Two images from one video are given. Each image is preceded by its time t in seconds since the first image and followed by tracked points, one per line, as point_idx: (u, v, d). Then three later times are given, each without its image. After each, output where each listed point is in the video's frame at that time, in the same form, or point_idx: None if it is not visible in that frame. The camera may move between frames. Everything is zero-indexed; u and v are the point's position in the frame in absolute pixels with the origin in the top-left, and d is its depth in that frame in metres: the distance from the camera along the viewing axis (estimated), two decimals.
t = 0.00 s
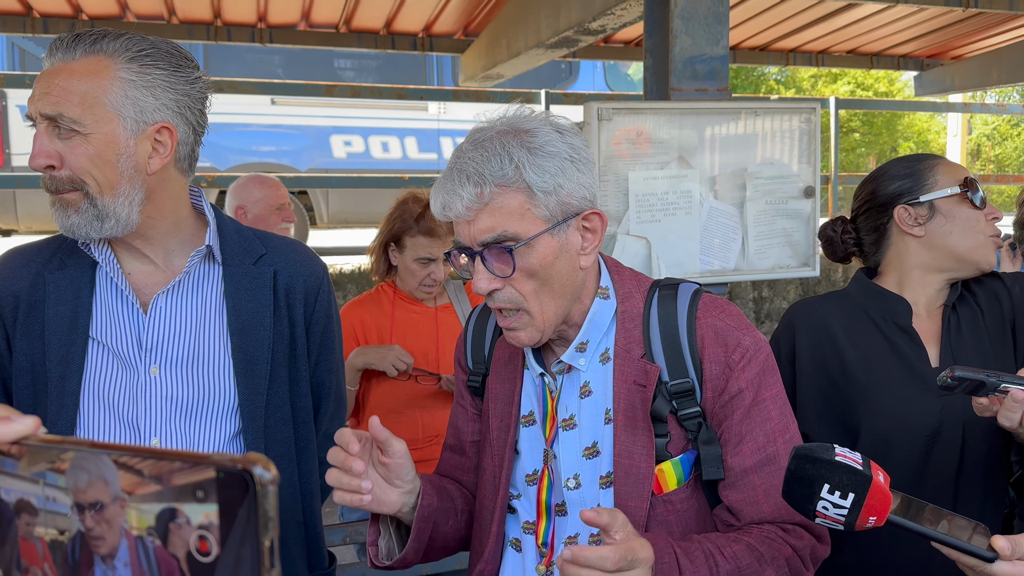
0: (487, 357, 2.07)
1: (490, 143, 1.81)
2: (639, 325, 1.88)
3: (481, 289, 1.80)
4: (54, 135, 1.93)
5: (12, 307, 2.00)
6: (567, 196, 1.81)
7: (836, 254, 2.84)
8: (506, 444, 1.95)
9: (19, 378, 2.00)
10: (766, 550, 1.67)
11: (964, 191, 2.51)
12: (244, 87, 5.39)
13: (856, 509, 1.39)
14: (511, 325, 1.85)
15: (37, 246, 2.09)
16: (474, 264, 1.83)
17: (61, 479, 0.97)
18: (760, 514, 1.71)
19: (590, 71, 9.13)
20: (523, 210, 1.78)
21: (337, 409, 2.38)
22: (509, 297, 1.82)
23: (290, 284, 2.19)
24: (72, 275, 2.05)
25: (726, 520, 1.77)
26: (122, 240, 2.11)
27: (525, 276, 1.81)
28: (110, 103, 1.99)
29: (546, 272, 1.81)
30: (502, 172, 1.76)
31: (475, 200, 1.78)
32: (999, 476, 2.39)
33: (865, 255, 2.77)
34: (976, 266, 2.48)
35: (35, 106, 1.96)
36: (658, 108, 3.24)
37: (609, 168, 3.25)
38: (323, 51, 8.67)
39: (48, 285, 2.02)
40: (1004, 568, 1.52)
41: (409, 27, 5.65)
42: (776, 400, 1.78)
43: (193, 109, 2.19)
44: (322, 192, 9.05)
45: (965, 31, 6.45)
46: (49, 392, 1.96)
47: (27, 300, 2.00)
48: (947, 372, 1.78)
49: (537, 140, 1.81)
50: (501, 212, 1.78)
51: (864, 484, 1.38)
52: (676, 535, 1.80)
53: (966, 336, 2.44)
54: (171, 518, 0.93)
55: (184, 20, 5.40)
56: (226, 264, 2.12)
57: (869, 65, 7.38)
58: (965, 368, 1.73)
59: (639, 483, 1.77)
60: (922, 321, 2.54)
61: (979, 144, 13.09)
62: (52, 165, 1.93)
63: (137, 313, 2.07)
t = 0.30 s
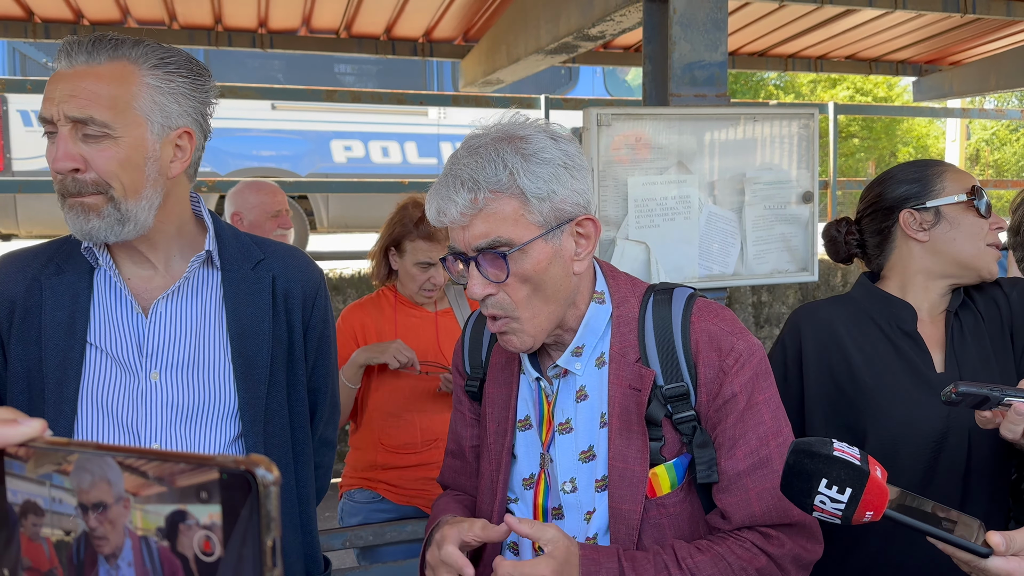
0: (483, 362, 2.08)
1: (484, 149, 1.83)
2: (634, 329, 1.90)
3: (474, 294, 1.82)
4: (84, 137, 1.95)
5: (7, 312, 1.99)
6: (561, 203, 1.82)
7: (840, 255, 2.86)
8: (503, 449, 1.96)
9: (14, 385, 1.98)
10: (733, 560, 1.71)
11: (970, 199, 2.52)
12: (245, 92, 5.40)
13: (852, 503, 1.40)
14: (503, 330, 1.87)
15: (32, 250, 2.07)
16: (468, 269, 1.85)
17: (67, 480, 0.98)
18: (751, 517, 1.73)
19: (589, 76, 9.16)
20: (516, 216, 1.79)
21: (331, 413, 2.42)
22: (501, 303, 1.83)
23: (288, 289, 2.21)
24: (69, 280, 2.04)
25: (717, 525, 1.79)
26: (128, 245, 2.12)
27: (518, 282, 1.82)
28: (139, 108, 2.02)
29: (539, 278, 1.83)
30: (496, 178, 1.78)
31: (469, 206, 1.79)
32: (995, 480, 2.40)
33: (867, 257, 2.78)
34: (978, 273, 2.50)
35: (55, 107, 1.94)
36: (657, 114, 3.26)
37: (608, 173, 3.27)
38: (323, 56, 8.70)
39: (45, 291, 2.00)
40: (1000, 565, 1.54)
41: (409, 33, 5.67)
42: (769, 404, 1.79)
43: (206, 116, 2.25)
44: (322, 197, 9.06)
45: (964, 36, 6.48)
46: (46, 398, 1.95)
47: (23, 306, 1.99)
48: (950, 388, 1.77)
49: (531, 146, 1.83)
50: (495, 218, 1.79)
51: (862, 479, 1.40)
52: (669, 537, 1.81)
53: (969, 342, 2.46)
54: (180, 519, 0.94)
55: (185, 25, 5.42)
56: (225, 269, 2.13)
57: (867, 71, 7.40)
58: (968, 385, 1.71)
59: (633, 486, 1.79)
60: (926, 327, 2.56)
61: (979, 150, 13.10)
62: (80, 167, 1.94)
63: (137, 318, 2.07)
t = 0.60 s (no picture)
0: (483, 365, 2.09)
1: (484, 156, 1.83)
2: (631, 332, 1.91)
3: (477, 300, 1.83)
4: (171, 143, 1.98)
5: (21, 317, 1.93)
6: (561, 208, 1.83)
7: (829, 257, 2.88)
8: (505, 452, 1.97)
9: (29, 390, 1.93)
10: (727, 560, 1.72)
11: (958, 204, 2.53)
12: (244, 95, 5.41)
13: (847, 507, 1.41)
14: (505, 331, 1.87)
15: (44, 253, 2.02)
16: (470, 275, 1.86)
17: (69, 480, 0.99)
18: (747, 519, 1.74)
19: (588, 79, 9.18)
20: (518, 222, 1.80)
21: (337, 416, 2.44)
22: (506, 306, 1.84)
23: (303, 291, 2.21)
24: (87, 283, 2.00)
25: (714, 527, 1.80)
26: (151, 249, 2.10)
27: (520, 287, 1.83)
28: (209, 114, 2.07)
29: (540, 283, 1.84)
30: (496, 185, 1.78)
31: (470, 213, 1.80)
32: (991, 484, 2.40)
33: (857, 261, 2.80)
34: (964, 278, 2.51)
35: (140, 112, 1.94)
36: (655, 118, 3.27)
37: (607, 176, 3.28)
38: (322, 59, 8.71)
39: (63, 295, 1.96)
40: (992, 568, 1.57)
41: (408, 36, 5.68)
42: (765, 407, 1.79)
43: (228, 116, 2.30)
44: (320, 200, 9.07)
45: (961, 41, 6.50)
46: (68, 403, 1.91)
47: (38, 310, 1.94)
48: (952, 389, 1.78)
49: (531, 153, 1.83)
50: (495, 225, 1.80)
51: (857, 483, 1.40)
52: (664, 539, 1.82)
53: (961, 347, 2.47)
54: (182, 519, 0.95)
55: (185, 28, 5.43)
56: (243, 272, 2.14)
57: (865, 75, 7.42)
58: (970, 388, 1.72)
59: (630, 488, 1.80)
60: (917, 332, 2.57)
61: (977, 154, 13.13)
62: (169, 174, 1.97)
63: (158, 321, 2.05)
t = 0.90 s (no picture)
0: (483, 364, 2.09)
1: (490, 154, 1.84)
2: (631, 333, 1.91)
3: (482, 297, 1.84)
4: (227, 147, 1.98)
5: (58, 319, 1.86)
6: (566, 207, 1.85)
7: (825, 261, 2.92)
8: (506, 451, 1.98)
9: (66, 394, 1.85)
10: (724, 558, 1.72)
11: (947, 205, 2.54)
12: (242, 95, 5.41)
13: (844, 515, 1.41)
14: (507, 331, 1.88)
15: (75, 254, 1.94)
16: (475, 272, 1.86)
17: (75, 477, 0.99)
18: (745, 519, 1.74)
19: (586, 81, 9.20)
20: (524, 219, 1.81)
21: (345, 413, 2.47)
22: (508, 305, 1.85)
23: (327, 291, 2.25)
24: (125, 284, 1.94)
25: (712, 526, 1.81)
26: (189, 250, 2.06)
27: (525, 284, 1.84)
28: (254, 118, 2.08)
29: (546, 280, 1.85)
30: (504, 182, 1.79)
31: (479, 209, 1.80)
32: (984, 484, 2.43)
33: (851, 265, 2.83)
34: (955, 281, 2.51)
35: (200, 117, 1.93)
36: (653, 120, 3.28)
37: (605, 178, 3.29)
38: (319, 60, 8.71)
39: (101, 297, 1.90)
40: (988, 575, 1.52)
41: (406, 37, 5.69)
42: (763, 407, 1.80)
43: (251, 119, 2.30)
44: (317, 200, 9.07)
45: (957, 45, 6.53)
46: (112, 406, 1.85)
47: (76, 313, 1.87)
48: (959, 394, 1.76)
49: (537, 151, 1.84)
50: (502, 221, 1.81)
51: (854, 490, 1.41)
52: (663, 537, 1.83)
53: (956, 350, 2.49)
54: (187, 515, 0.95)
55: (183, 28, 5.43)
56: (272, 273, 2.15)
57: (862, 78, 7.45)
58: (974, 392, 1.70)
59: (629, 487, 1.80)
60: (912, 336, 2.58)
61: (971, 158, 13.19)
62: (225, 177, 1.97)
63: (200, 322, 2.01)
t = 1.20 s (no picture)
0: (479, 362, 2.10)
1: (487, 154, 1.85)
2: (627, 331, 1.92)
3: (479, 296, 1.84)
4: (243, 140, 1.99)
5: (61, 322, 1.82)
6: (563, 207, 1.85)
7: (814, 263, 2.99)
8: (500, 448, 1.98)
9: (70, 397, 1.82)
10: (718, 556, 1.74)
11: (925, 207, 2.58)
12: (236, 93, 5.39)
13: (831, 505, 1.42)
14: (502, 330, 1.88)
15: (74, 254, 1.91)
16: (472, 272, 1.87)
17: (70, 472, 0.99)
18: (739, 515, 1.76)
19: (580, 81, 9.22)
20: (521, 219, 1.82)
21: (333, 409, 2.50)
22: (505, 305, 1.85)
23: (323, 289, 2.27)
24: (128, 284, 1.91)
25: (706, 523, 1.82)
26: (195, 246, 2.03)
27: (521, 284, 1.84)
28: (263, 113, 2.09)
29: (543, 280, 1.86)
30: (502, 182, 1.80)
31: (476, 209, 1.81)
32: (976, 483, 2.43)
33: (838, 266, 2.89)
34: (938, 279, 2.54)
35: (219, 111, 1.93)
36: (647, 120, 3.29)
37: (599, 177, 3.31)
38: (313, 58, 8.70)
39: (105, 298, 1.87)
40: (973, 568, 1.57)
41: (401, 36, 5.69)
42: (757, 405, 1.82)
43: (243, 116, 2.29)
44: (311, 198, 9.05)
45: (949, 47, 6.57)
46: (121, 408, 1.83)
47: (79, 314, 1.84)
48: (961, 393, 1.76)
49: (534, 151, 1.85)
50: (501, 221, 1.81)
51: (841, 482, 1.42)
52: (657, 535, 1.84)
53: (942, 352, 2.48)
54: (182, 510, 0.96)
55: (177, 25, 5.41)
56: (272, 273, 2.17)
57: (854, 80, 7.48)
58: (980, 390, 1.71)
59: (623, 485, 1.81)
60: (897, 337, 2.60)
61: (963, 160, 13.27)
62: (242, 171, 1.97)
63: (207, 322, 2.00)
